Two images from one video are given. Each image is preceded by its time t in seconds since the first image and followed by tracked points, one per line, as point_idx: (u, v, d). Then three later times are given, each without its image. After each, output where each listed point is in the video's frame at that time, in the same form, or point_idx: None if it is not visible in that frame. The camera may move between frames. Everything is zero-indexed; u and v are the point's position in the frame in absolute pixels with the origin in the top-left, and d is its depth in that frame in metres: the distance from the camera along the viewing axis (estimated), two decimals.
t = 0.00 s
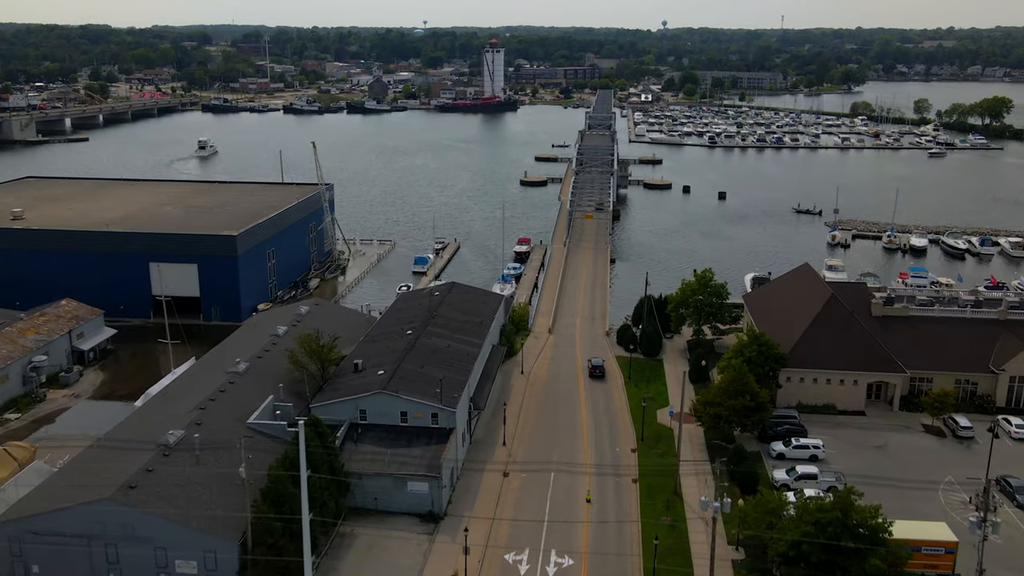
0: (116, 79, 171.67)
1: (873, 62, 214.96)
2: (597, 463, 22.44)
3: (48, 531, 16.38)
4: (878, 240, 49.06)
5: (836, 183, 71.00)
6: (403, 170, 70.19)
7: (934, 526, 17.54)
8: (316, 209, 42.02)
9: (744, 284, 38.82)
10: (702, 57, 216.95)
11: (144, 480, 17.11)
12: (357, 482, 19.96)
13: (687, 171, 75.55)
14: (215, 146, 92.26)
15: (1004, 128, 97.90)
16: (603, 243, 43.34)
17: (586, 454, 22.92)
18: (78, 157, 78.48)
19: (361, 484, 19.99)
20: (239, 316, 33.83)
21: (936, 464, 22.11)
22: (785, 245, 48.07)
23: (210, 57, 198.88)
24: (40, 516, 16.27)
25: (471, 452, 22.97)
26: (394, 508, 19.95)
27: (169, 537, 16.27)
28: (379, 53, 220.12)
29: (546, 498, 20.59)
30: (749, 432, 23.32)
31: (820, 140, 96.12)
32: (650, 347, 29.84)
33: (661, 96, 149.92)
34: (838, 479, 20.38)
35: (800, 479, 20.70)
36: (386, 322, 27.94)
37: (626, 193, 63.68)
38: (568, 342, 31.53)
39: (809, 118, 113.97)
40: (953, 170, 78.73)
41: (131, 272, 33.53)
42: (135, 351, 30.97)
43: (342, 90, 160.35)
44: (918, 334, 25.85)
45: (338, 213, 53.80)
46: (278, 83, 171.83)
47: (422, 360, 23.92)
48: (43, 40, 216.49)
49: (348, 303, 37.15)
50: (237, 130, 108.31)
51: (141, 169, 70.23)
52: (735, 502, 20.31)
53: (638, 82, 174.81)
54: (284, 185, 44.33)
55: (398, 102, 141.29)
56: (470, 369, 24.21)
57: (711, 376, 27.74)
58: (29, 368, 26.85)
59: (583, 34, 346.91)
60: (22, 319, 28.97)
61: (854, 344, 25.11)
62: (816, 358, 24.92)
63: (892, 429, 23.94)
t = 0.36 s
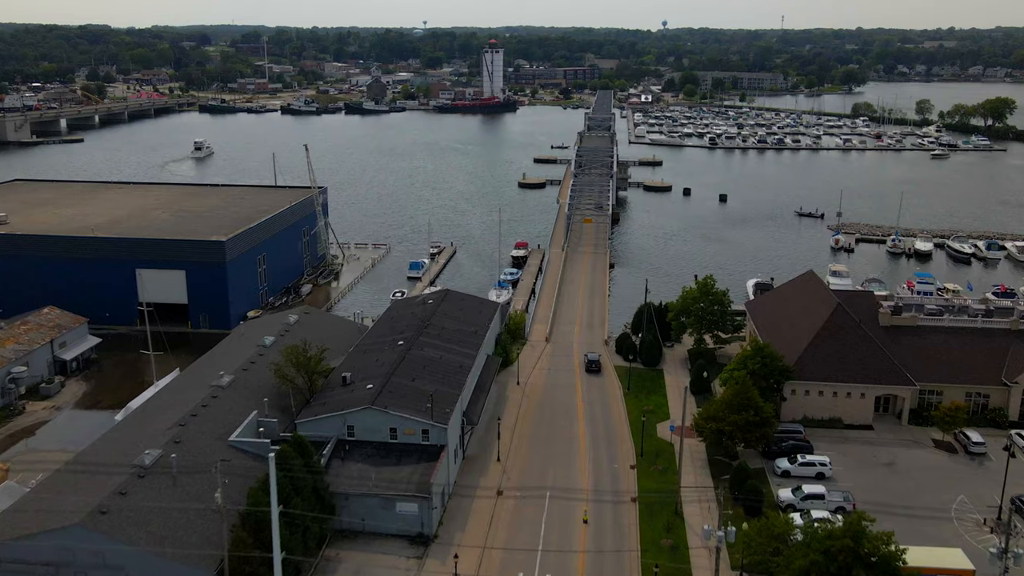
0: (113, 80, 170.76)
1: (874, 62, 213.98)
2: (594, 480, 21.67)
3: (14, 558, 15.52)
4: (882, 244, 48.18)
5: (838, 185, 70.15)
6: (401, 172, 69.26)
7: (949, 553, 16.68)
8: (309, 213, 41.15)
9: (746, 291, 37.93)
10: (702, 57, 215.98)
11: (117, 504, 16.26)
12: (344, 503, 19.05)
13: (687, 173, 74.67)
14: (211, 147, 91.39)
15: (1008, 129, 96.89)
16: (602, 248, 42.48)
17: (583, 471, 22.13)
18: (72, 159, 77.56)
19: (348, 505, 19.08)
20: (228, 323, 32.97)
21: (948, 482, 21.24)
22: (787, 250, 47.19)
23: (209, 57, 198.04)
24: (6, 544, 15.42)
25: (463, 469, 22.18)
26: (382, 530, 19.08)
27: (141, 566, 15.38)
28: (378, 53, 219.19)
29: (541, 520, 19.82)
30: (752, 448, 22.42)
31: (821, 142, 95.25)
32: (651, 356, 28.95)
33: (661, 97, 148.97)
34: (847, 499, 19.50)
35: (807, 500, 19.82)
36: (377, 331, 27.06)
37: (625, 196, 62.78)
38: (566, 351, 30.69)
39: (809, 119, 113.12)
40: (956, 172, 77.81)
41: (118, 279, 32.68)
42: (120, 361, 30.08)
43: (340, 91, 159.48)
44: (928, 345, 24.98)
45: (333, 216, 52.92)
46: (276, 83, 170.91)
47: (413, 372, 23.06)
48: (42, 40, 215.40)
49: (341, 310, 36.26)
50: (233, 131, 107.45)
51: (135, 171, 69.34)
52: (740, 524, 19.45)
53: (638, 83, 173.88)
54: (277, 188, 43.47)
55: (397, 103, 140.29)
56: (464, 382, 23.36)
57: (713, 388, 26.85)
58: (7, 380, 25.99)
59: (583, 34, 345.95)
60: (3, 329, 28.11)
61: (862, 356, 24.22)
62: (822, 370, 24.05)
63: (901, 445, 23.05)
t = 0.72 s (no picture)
0: (110, 80, 169.77)
1: (875, 62, 213.06)
2: (592, 501, 20.79)
3: None
4: (886, 249, 47.27)
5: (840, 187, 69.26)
6: (398, 174, 68.33)
7: None
8: (301, 218, 40.18)
9: (749, 297, 36.99)
10: (702, 57, 215.03)
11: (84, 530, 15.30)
12: (329, 527, 18.09)
13: (688, 175, 73.75)
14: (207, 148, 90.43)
15: (1012, 130, 95.89)
16: (601, 253, 41.58)
17: (581, 491, 21.23)
18: (65, 161, 76.63)
19: (333, 528, 18.13)
20: (216, 332, 32.04)
21: (962, 502, 20.34)
22: (791, 254, 46.24)
23: (207, 57, 197.10)
24: None
25: (455, 489, 21.27)
26: (369, 554, 18.14)
27: None
28: (378, 53, 218.28)
29: (536, 545, 18.93)
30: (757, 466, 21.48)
31: (823, 143, 94.33)
32: (651, 366, 28.03)
33: (661, 97, 148.05)
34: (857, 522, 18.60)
35: (815, 522, 18.90)
36: (368, 342, 26.10)
37: (625, 198, 61.84)
38: (563, 361, 29.76)
39: (811, 120, 112.27)
40: (960, 173, 76.87)
41: (102, 286, 31.76)
42: (103, 371, 29.16)
43: (339, 91, 158.48)
44: (939, 357, 24.06)
45: (327, 220, 51.99)
46: (274, 83, 169.98)
47: (403, 386, 22.12)
48: (39, 41, 214.36)
49: (332, 318, 35.34)
50: (230, 132, 106.51)
51: (128, 173, 68.41)
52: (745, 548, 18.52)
53: (638, 83, 172.98)
54: (269, 191, 42.55)
55: (395, 104, 139.36)
56: (456, 397, 22.42)
57: (715, 401, 25.93)
58: None
59: (583, 34, 345.31)
60: None
61: (871, 368, 23.28)
62: (829, 384, 23.11)
63: (911, 461, 22.14)
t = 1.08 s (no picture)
0: (107, 80, 168.81)
1: (876, 63, 212.13)
2: (589, 523, 19.85)
3: None
4: (891, 253, 46.36)
5: (843, 189, 68.31)
6: (394, 177, 67.38)
7: None
8: (292, 223, 39.19)
9: (752, 305, 36.03)
10: (703, 57, 214.08)
11: (46, 563, 14.38)
12: (310, 553, 17.03)
13: (688, 177, 72.83)
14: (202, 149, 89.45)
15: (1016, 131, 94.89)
16: (599, 258, 40.69)
17: (578, 512, 20.30)
18: (57, 162, 75.64)
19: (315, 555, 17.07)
20: (202, 341, 31.09)
21: (977, 525, 19.34)
22: (793, 259, 45.32)
23: (204, 57, 196.16)
24: None
25: (445, 510, 20.31)
26: None
27: None
28: (377, 53, 217.36)
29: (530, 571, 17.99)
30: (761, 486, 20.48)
31: (825, 144, 93.39)
32: (650, 378, 27.08)
33: (661, 98, 147.11)
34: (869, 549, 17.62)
35: (824, 548, 17.92)
36: (356, 353, 25.16)
37: (624, 201, 60.88)
38: (560, 372, 28.81)
39: (812, 121, 111.35)
40: (964, 175, 75.89)
41: (84, 293, 30.82)
42: (83, 382, 28.19)
43: (337, 92, 157.48)
44: (950, 370, 23.11)
45: (321, 224, 51.04)
46: (272, 83, 169.01)
47: (391, 402, 21.17)
48: (37, 41, 213.29)
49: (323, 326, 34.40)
50: (226, 133, 105.61)
51: (120, 175, 67.40)
52: None
53: (638, 83, 172.06)
54: (259, 195, 41.58)
55: (393, 104, 138.45)
56: (447, 413, 21.46)
57: (717, 415, 24.96)
58: None
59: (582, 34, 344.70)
60: None
61: (880, 382, 22.32)
62: (837, 398, 22.13)
63: (921, 480, 21.19)
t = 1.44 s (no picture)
0: (105, 80, 167.73)
1: (878, 63, 211.18)
2: (586, 547, 18.90)
3: None
4: (896, 258, 45.41)
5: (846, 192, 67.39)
6: (390, 179, 66.40)
7: None
8: (282, 227, 38.18)
9: (755, 313, 35.07)
10: (703, 57, 213.07)
11: None
12: None
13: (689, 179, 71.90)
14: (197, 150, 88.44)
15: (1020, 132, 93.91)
16: (598, 264, 39.74)
17: (574, 535, 19.36)
18: (49, 164, 74.61)
19: None
20: (188, 351, 30.17)
21: (993, 550, 18.38)
22: (796, 264, 44.35)
23: (203, 57, 195.23)
24: None
25: (434, 534, 19.36)
26: None
27: None
28: (376, 53, 216.31)
29: None
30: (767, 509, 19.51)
31: (827, 145, 92.40)
32: (650, 391, 26.14)
33: (661, 98, 146.19)
34: None
35: None
36: (344, 365, 24.20)
37: (624, 203, 59.92)
38: (556, 384, 27.87)
39: (813, 122, 110.43)
40: (968, 177, 74.91)
41: (66, 301, 29.89)
42: (64, 394, 27.26)
43: (335, 92, 156.48)
44: (963, 385, 22.16)
45: (314, 228, 50.08)
46: (270, 83, 167.95)
47: (379, 420, 20.22)
48: (35, 41, 212.23)
49: (313, 335, 33.47)
50: (222, 134, 104.66)
51: (112, 177, 66.40)
52: None
53: (638, 83, 171.07)
54: (250, 199, 40.61)
55: (392, 104, 137.48)
56: (437, 431, 20.51)
57: (720, 431, 24.03)
58: None
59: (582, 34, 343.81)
60: None
61: (890, 397, 21.38)
62: (845, 415, 21.19)
63: (933, 501, 20.23)
